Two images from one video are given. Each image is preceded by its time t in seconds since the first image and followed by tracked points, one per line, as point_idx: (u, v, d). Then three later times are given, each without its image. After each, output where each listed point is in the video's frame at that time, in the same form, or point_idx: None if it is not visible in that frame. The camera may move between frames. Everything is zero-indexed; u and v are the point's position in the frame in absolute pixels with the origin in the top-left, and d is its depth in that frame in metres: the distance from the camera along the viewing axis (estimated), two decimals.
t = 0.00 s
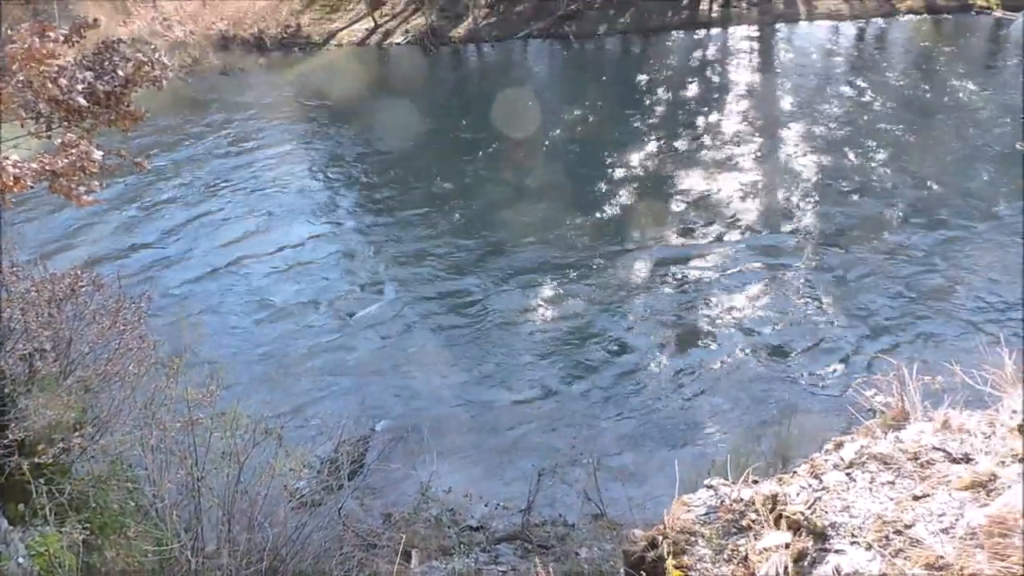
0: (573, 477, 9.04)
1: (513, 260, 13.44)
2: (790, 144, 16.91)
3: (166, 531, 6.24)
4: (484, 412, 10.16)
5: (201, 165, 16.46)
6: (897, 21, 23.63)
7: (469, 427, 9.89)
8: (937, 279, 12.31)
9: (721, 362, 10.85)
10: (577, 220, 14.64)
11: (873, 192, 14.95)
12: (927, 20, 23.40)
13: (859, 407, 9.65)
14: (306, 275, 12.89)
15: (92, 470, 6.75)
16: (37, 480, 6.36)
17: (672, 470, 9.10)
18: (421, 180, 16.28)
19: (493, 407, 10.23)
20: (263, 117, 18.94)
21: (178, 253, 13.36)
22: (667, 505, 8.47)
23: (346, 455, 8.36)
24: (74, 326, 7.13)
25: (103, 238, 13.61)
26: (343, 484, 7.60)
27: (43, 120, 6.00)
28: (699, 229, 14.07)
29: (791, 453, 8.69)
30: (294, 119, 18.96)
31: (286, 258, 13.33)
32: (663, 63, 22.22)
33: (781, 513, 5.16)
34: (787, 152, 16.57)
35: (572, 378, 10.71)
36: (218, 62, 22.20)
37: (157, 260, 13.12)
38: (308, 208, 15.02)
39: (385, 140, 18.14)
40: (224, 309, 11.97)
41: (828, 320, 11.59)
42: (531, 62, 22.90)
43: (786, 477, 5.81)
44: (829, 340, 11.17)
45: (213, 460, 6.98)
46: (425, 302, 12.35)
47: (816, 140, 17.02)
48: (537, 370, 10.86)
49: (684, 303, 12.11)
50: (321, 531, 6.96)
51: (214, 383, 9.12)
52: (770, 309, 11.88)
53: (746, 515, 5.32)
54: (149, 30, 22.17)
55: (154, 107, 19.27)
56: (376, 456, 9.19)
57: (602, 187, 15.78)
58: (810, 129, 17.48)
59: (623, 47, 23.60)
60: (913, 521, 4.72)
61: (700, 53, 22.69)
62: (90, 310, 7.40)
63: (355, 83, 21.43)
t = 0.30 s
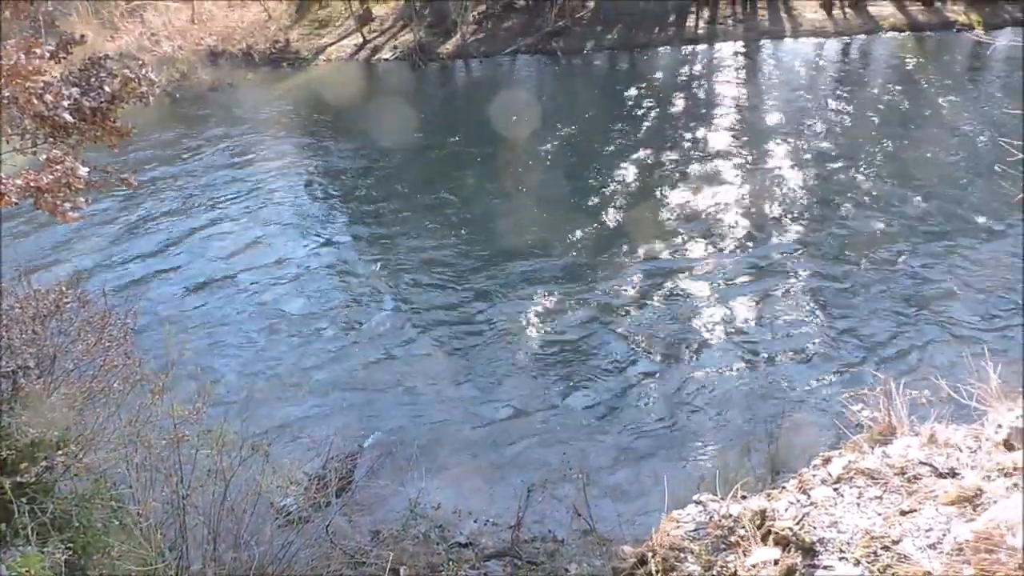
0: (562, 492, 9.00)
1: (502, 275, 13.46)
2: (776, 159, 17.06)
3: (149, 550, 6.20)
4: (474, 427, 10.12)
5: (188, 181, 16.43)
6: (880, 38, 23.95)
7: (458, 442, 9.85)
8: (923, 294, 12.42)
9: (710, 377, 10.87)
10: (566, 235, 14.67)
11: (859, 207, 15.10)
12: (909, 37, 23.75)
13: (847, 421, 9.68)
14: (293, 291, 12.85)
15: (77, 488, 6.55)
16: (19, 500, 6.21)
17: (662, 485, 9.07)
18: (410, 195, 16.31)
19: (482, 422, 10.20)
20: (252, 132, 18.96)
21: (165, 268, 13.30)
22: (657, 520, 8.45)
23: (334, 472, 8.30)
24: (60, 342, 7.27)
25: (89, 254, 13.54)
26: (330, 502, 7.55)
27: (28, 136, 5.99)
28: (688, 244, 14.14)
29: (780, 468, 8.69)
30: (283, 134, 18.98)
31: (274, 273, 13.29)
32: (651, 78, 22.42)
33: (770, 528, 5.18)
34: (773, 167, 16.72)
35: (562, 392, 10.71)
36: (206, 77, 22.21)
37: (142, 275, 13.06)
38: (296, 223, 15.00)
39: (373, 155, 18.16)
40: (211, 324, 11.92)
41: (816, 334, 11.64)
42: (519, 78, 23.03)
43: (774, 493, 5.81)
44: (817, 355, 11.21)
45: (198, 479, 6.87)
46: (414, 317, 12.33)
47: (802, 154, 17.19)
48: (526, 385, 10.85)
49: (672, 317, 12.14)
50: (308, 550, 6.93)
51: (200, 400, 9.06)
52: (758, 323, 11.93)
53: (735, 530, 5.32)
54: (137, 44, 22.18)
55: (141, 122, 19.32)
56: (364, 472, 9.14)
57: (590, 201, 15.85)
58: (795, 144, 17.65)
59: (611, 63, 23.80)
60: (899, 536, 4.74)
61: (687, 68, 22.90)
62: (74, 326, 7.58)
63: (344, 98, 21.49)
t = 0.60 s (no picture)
0: (552, 505, 8.96)
1: (491, 287, 13.46)
2: (764, 172, 17.17)
3: (133, 564, 5.86)
4: (463, 440, 10.08)
5: (175, 193, 16.37)
6: (867, 52, 24.20)
7: (447, 455, 9.81)
8: (910, 306, 12.50)
9: (699, 389, 10.88)
10: (555, 247, 14.69)
11: (846, 219, 15.21)
12: (895, 51, 24.03)
13: (836, 433, 9.70)
14: (281, 303, 12.78)
15: (61, 504, 6.46)
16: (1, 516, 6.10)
17: (652, 497, 9.05)
18: (399, 207, 16.31)
19: (472, 435, 10.16)
20: (240, 144, 18.93)
21: (152, 281, 13.25)
22: (648, 532, 8.44)
23: (322, 486, 8.23)
24: (45, 356, 7.49)
25: (76, 267, 13.47)
26: (318, 516, 7.47)
27: (14, 149, 5.94)
28: (677, 256, 14.19)
29: (769, 480, 8.69)
30: (272, 145, 18.97)
31: (263, 286, 13.24)
32: (639, 91, 22.56)
33: (759, 541, 5.18)
34: (760, 179, 16.84)
35: (551, 405, 10.69)
36: (195, 88, 22.16)
37: (129, 288, 13.00)
38: (284, 235, 14.95)
39: (363, 167, 18.16)
40: (199, 337, 11.85)
41: (805, 345, 11.69)
42: (509, 91, 23.11)
43: (763, 505, 5.81)
44: (806, 366, 11.25)
45: (184, 494, 6.72)
46: (404, 329, 12.29)
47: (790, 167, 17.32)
48: (516, 398, 10.83)
49: (662, 330, 12.17)
50: (296, 565, 6.87)
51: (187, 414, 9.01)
52: (747, 335, 11.97)
53: (725, 543, 5.30)
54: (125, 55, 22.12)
55: (127, 134, 19.29)
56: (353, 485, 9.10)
57: (580, 213, 15.90)
58: (783, 157, 17.78)
59: (599, 76, 23.95)
60: (887, 549, 4.76)
61: (676, 82, 23.06)
62: (59, 341, 7.85)
63: (334, 110, 21.50)
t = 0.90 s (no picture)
0: (540, 521, 8.92)
1: (480, 301, 13.46)
2: (752, 188, 17.31)
3: None
4: (450, 455, 10.04)
5: (164, 206, 16.30)
6: (853, 70, 24.49)
7: (435, 470, 9.77)
8: (896, 322, 12.60)
9: (687, 404, 10.90)
10: (544, 261, 14.73)
11: (832, 236, 15.33)
12: (880, 70, 24.33)
13: (822, 449, 9.75)
14: (269, 317, 12.73)
15: (43, 518, 6.34)
16: None
17: (640, 513, 9.04)
18: (389, 220, 16.32)
19: (460, 450, 10.13)
20: (229, 156, 18.91)
21: (138, 293, 13.16)
22: (636, 549, 8.42)
23: (308, 501, 8.17)
24: (29, 368, 7.41)
25: (61, 280, 13.36)
26: (304, 532, 7.39)
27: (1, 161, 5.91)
28: (666, 271, 14.25)
29: (756, 497, 8.71)
30: (261, 158, 18.95)
31: (251, 298, 13.18)
32: (629, 107, 22.72)
33: (745, 559, 5.13)
34: (749, 195, 16.96)
35: (539, 420, 10.67)
36: (185, 100, 22.12)
37: (114, 300, 12.90)
38: (273, 247, 14.90)
39: (352, 180, 18.17)
40: (185, 350, 11.77)
41: (792, 361, 11.75)
42: (499, 105, 23.21)
43: (751, 522, 5.80)
44: (793, 382, 11.30)
45: (170, 509, 6.67)
46: (392, 342, 12.27)
47: (778, 184, 17.46)
48: (504, 412, 10.81)
49: (650, 344, 12.20)
50: None
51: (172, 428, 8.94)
52: (734, 350, 12.02)
53: (712, 561, 5.20)
54: (116, 67, 22.06)
55: (116, 146, 19.22)
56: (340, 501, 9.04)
57: (569, 228, 15.96)
58: (771, 174, 17.93)
59: (590, 92, 24.11)
60: (874, 567, 4.77)
61: (664, 98, 23.25)
62: (43, 352, 7.80)
63: (324, 123, 21.52)
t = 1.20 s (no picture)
0: (534, 540, 8.90)
1: (472, 319, 13.46)
2: (741, 204, 17.45)
3: None
4: (443, 473, 10.00)
5: (154, 226, 16.28)
6: (838, 87, 24.78)
7: (428, 489, 9.72)
8: (885, 336, 12.69)
9: (679, 419, 10.91)
10: (536, 278, 14.76)
11: (821, 250, 15.45)
12: (865, 86, 24.65)
13: (814, 464, 9.77)
14: (260, 336, 12.70)
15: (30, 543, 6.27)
16: None
17: (634, 531, 9.02)
18: (380, 238, 16.34)
19: (452, 468, 10.09)
20: (220, 177, 18.91)
21: (127, 314, 13.10)
22: (630, 567, 8.41)
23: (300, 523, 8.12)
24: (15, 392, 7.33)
25: (50, 302, 13.29)
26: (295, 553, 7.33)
27: None
28: (656, 287, 14.31)
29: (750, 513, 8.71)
30: (252, 178, 18.97)
31: (241, 318, 13.14)
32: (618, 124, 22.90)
33: None
34: (738, 211, 17.10)
35: (532, 437, 10.65)
36: (175, 121, 22.16)
37: (104, 322, 12.83)
38: (264, 267, 14.90)
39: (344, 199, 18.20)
40: (175, 371, 11.71)
41: (783, 376, 11.79)
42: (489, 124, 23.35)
43: (744, 539, 5.79)
44: (785, 397, 11.33)
45: (160, 532, 6.60)
46: (383, 361, 12.24)
47: (766, 199, 17.60)
48: (497, 430, 10.79)
49: (642, 361, 12.23)
50: None
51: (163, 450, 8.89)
52: (725, 365, 12.06)
53: None
54: (106, 89, 22.09)
55: (106, 168, 19.22)
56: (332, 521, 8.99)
57: (560, 245, 16.02)
58: (759, 189, 18.09)
59: (579, 110, 24.29)
60: None
61: (653, 115, 23.47)
62: (31, 375, 7.74)
63: (315, 143, 21.59)
